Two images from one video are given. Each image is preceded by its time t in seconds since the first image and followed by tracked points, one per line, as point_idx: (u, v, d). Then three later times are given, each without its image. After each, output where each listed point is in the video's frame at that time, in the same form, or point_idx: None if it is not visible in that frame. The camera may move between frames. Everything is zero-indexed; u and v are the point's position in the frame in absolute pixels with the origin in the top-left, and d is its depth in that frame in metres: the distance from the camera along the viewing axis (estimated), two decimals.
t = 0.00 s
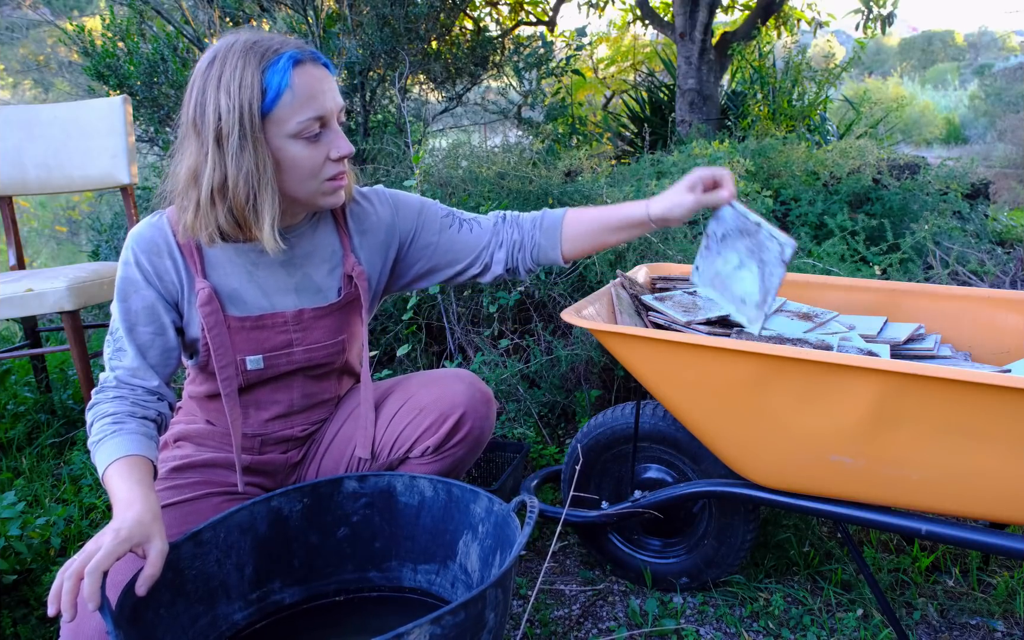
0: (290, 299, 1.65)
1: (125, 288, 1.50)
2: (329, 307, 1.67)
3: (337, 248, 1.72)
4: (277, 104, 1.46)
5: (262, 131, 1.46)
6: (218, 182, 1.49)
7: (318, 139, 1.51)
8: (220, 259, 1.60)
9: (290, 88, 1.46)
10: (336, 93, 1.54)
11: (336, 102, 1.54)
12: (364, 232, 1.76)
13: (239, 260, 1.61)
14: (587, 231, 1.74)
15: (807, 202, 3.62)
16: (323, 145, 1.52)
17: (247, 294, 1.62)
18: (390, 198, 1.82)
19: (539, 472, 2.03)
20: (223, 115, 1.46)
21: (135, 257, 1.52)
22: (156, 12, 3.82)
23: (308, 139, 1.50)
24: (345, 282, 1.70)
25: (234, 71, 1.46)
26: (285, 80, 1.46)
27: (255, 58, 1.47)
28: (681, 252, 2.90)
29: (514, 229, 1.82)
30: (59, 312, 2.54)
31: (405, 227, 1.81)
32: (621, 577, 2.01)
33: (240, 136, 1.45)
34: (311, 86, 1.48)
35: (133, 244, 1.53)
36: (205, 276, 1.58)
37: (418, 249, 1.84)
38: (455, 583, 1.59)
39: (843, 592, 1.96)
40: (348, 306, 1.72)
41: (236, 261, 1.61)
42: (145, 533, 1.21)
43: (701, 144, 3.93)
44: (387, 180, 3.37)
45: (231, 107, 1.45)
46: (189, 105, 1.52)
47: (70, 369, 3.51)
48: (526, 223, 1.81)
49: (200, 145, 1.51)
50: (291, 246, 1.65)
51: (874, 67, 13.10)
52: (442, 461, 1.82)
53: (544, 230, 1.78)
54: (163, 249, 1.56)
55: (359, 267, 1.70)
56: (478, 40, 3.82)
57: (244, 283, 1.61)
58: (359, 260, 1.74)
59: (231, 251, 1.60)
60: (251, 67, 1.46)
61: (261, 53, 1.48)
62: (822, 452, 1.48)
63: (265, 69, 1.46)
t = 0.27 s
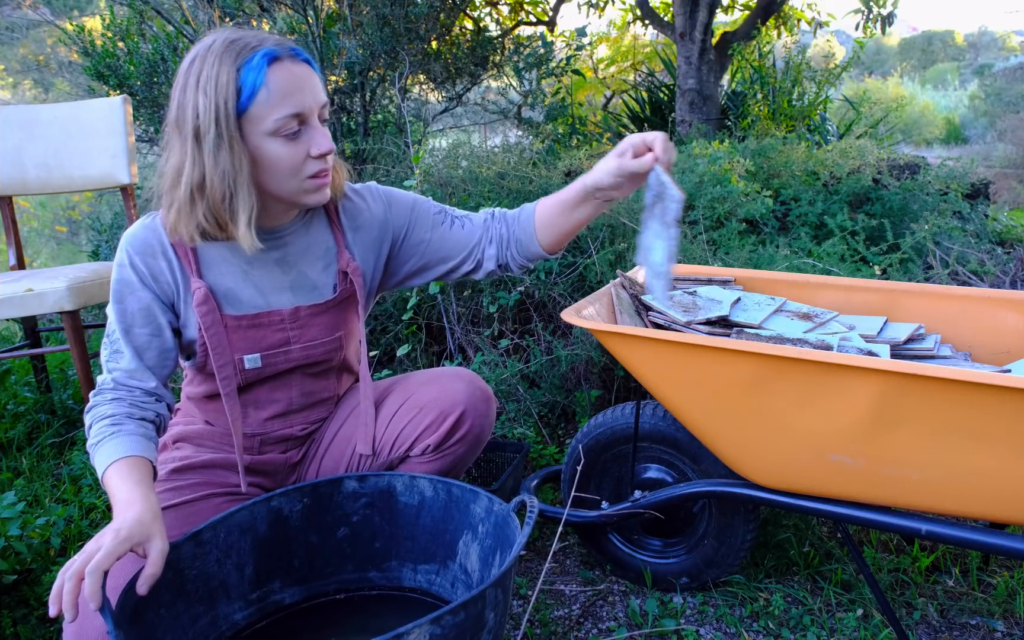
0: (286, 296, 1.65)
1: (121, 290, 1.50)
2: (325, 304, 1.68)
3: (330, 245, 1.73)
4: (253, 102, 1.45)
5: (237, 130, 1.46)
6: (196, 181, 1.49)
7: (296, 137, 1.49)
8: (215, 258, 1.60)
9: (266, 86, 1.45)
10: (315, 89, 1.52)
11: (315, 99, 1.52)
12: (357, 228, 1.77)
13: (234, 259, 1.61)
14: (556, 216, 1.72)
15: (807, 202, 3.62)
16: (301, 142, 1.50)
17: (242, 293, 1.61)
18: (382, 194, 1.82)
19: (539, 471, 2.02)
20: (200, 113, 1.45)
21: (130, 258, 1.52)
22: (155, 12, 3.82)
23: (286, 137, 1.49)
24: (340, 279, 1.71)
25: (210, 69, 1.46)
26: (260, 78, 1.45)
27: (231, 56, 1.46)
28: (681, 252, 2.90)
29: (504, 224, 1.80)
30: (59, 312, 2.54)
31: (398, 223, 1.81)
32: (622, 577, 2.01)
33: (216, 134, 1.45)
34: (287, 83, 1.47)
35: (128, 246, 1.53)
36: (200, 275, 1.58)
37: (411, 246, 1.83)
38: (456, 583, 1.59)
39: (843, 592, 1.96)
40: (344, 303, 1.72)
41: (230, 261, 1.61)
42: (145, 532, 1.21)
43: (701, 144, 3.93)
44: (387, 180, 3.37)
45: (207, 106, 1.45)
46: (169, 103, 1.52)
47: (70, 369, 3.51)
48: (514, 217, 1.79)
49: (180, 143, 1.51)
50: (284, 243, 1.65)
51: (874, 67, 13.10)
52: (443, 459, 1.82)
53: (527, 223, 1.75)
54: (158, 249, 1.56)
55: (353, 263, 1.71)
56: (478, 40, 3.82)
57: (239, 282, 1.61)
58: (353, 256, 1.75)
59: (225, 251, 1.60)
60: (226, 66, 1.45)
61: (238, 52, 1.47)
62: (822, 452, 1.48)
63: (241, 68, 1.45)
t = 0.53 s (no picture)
0: (280, 296, 1.64)
1: (117, 293, 1.50)
2: (320, 304, 1.67)
3: (322, 244, 1.72)
4: (226, 106, 1.45)
5: (209, 132, 1.46)
6: (169, 181, 1.50)
7: (271, 142, 1.48)
8: (209, 260, 1.60)
9: (239, 90, 1.44)
10: (296, 95, 1.49)
11: (294, 105, 1.49)
12: (349, 229, 1.77)
13: (228, 261, 1.61)
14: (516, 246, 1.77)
15: (807, 202, 3.62)
16: (276, 148, 1.48)
17: (237, 294, 1.61)
18: (377, 197, 1.82)
19: (539, 471, 2.02)
20: (175, 113, 1.47)
21: (125, 262, 1.52)
22: (156, 12, 3.81)
23: (260, 142, 1.47)
24: (334, 279, 1.70)
25: (188, 71, 1.47)
26: (233, 82, 1.44)
27: (210, 59, 1.47)
28: (681, 252, 2.90)
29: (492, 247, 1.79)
30: (59, 312, 2.54)
31: (390, 230, 1.82)
32: (622, 577, 2.01)
33: (189, 134, 1.46)
34: (262, 87, 1.46)
35: (123, 250, 1.53)
36: (195, 277, 1.58)
37: (400, 253, 1.84)
38: (455, 583, 1.59)
39: (843, 592, 1.96)
40: (339, 302, 1.72)
41: (225, 263, 1.61)
42: (144, 531, 1.21)
43: (701, 144, 3.93)
44: (387, 180, 3.37)
45: (181, 108, 1.46)
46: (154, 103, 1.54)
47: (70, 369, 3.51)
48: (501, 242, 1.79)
49: (158, 142, 1.52)
50: (277, 245, 1.66)
51: (874, 67, 13.11)
52: (442, 456, 1.82)
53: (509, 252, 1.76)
54: (152, 253, 1.56)
55: (347, 263, 1.71)
56: (478, 40, 3.82)
57: (234, 283, 1.61)
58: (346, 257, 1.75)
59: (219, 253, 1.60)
60: (204, 69, 1.46)
61: (217, 55, 1.47)
62: (822, 452, 1.48)
63: (217, 71, 1.46)
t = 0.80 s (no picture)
0: (279, 296, 1.65)
1: (116, 294, 1.51)
2: (318, 303, 1.68)
3: (318, 243, 1.73)
4: (207, 109, 1.46)
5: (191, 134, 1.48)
6: (157, 179, 1.53)
7: (252, 146, 1.47)
8: (207, 260, 1.61)
9: (220, 94, 1.44)
10: (280, 98, 1.47)
11: (278, 109, 1.47)
12: (344, 228, 1.77)
13: (226, 261, 1.62)
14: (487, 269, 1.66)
15: (807, 202, 3.62)
16: (257, 152, 1.47)
17: (235, 293, 1.62)
18: (376, 202, 1.81)
19: (539, 471, 2.02)
20: (162, 115, 1.49)
21: (124, 263, 1.53)
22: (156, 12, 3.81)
23: (241, 146, 1.47)
24: (331, 278, 1.71)
25: (176, 72, 1.49)
26: (214, 85, 1.44)
27: (197, 60, 1.47)
28: (681, 252, 2.90)
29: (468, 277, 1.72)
30: (59, 312, 2.54)
31: (381, 238, 1.79)
32: (622, 577, 2.01)
33: (172, 136, 1.49)
34: (243, 91, 1.44)
35: (121, 251, 1.54)
36: (194, 278, 1.59)
37: (384, 261, 1.81)
38: (455, 583, 1.59)
39: (843, 592, 1.96)
40: (337, 301, 1.72)
41: (222, 263, 1.62)
42: (144, 530, 1.21)
43: (701, 144, 3.93)
44: (386, 180, 3.37)
45: (167, 109, 1.48)
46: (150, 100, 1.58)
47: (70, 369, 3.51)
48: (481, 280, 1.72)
49: (151, 141, 1.56)
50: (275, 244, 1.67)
51: (874, 67, 13.11)
52: (442, 452, 1.80)
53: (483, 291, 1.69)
54: (151, 254, 1.57)
55: (343, 262, 1.71)
56: (478, 40, 3.82)
57: (232, 283, 1.62)
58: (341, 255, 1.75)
59: (216, 253, 1.62)
60: (190, 70, 1.47)
61: (204, 56, 1.48)
62: (822, 452, 1.48)
63: (201, 73, 1.46)
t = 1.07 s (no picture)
0: (275, 287, 1.66)
1: (109, 288, 1.50)
2: (312, 293, 1.68)
3: (311, 233, 1.74)
4: (197, 103, 1.46)
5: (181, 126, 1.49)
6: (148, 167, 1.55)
7: (240, 143, 1.48)
8: (201, 253, 1.61)
9: (210, 89, 1.45)
10: (269, 97, 1.48)
11: (267, 107, 1.48)
12: (334, 220, 1.79)
13: (220, 253, 1.62)
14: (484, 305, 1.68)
15: (807, 202, 3.61)
16: (244, 149, 1.48)
17: (229, 285, 1.62)
18: (365, 196, 1.83)
19: (539, 471, 2.02)
20: (154, 105, 1.50)
21: (117, 257, 1.52)
22: (156, 12, 3.81)
23: (228, 142, 1.48)
24: (323, 268, 1.72)
25: (169, 64, 1.49)
26: (204, 81, 1.45)
27: (188, 53, 1.48)
28: (681, 252, 2.90)
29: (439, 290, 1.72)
30: (59, 312, 2.54)
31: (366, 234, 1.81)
32: (622, 577, 2.01)
33: (163, 127, 1.50)
34: (233, 88, 1.45)
35: (115, 245, 1.53)
36: (187, 271, 1.59)
37: (366, 258, 1.82)
38: (455, 583, 1.59)
39: (843, 592, 1.96)
40: (330, 291, 1.73)
41: (216, 255, 1.62)
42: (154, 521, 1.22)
43: (701, 144, 3.93)
44: (387, 180, 3.38)
45: (158, 101, 1.49)
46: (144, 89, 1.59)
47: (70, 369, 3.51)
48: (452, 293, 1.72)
49: (143, 129, 1.57)
50: (268, 235, 1.67)
51: (874, 67, 13.11)
52: (435, 447, 1.79)
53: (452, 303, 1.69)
54: (144, 247, 1.56)
55: (335, 252, 1.72)
56: (478, 40, 3.82)
57: (226, 275, 1.62)
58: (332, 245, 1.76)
59: (210, 245, 1.62)
60: (182, 62, 1.48)
61: (196, 49, 1.48)
62: (823, 452, 1.48)
63: (192, 67, 1.47)
